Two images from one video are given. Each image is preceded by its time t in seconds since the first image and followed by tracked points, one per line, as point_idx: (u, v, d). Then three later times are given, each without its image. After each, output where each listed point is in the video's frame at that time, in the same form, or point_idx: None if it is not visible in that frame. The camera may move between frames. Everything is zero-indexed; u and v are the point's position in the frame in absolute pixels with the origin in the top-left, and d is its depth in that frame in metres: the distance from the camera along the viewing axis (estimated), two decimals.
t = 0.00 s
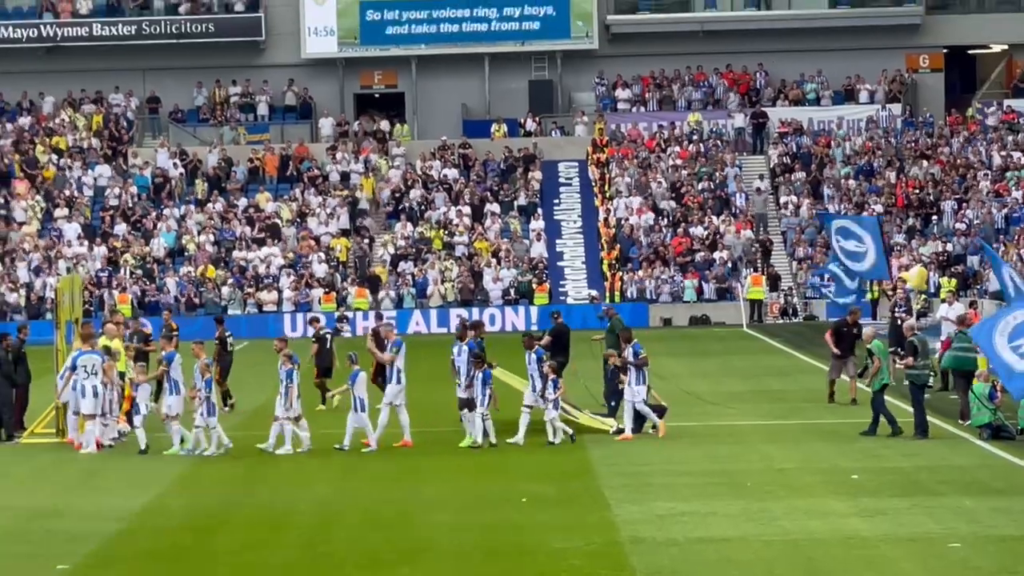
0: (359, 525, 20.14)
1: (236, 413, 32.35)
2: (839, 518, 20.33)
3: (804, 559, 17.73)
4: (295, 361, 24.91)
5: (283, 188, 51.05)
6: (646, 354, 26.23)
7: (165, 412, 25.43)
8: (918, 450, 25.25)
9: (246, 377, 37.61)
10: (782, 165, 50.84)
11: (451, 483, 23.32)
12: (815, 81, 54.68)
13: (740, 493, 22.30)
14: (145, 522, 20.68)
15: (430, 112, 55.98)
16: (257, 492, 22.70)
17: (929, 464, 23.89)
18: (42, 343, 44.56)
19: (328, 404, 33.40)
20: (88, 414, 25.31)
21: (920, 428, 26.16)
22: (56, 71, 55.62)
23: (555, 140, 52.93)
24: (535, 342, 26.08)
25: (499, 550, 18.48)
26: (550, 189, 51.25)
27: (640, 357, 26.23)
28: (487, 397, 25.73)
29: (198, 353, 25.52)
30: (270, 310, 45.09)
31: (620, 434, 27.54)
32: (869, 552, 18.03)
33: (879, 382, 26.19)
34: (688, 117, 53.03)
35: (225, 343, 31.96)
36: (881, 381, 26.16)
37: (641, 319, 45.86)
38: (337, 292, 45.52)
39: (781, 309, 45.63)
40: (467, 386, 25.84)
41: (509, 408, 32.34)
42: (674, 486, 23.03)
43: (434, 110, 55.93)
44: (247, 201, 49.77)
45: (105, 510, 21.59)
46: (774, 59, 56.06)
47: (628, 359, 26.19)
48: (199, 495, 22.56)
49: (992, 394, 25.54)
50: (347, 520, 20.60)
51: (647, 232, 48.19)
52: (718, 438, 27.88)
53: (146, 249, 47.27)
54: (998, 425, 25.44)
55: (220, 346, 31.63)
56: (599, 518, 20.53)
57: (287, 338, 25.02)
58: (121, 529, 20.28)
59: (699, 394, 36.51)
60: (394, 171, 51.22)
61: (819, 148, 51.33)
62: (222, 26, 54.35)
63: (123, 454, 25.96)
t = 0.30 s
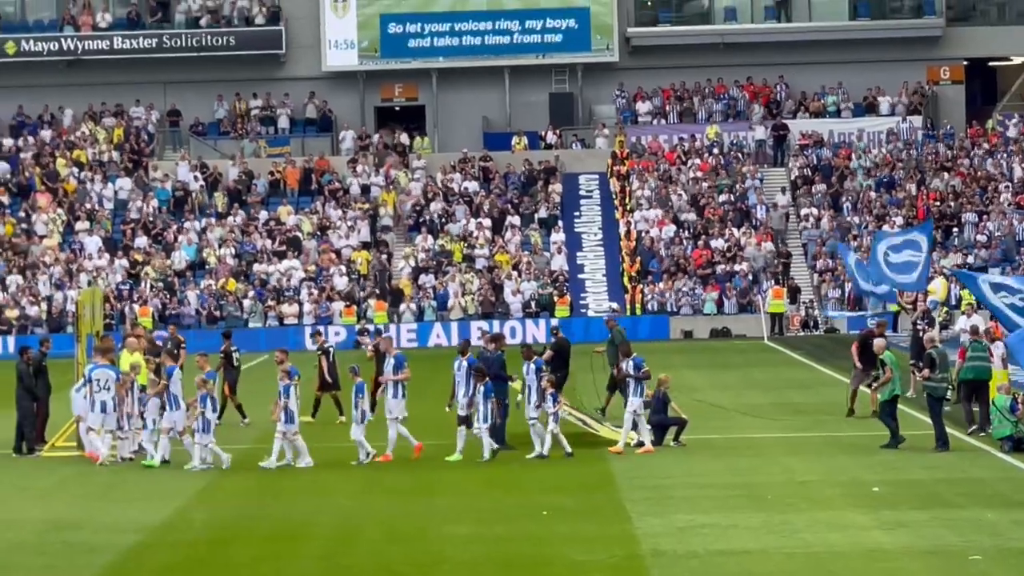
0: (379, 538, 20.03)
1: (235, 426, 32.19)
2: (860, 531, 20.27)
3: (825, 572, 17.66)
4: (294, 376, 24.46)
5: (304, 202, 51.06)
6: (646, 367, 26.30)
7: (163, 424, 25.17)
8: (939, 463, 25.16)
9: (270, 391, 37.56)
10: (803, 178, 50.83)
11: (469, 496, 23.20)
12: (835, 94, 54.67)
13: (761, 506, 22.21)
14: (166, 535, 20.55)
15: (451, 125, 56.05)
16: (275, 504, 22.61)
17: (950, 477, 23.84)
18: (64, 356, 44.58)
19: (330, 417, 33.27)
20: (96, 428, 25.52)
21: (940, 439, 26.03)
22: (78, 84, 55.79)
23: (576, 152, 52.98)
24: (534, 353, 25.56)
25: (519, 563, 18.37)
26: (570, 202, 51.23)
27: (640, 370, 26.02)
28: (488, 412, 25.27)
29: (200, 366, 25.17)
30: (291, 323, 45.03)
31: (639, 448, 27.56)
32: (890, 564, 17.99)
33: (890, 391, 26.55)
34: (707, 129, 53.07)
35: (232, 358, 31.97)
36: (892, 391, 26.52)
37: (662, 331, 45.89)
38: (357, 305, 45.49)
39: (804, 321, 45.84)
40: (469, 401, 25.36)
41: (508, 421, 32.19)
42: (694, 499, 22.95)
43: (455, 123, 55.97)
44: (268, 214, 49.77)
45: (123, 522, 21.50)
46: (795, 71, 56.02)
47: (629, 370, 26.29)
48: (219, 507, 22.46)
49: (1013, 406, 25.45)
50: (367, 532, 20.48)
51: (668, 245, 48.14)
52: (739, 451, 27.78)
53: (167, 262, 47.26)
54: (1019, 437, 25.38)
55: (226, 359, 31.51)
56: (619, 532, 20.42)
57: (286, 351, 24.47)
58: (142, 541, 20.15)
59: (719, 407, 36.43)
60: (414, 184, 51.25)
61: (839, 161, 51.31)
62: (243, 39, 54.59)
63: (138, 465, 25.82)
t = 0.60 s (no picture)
0: (400, 549, 19.70)
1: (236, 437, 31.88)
2: (880, 543, 20.05)
3: None
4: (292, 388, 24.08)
5: (323, 214, 51.10)
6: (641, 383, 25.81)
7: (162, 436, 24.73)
8: (959, 475, 24.95)
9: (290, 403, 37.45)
10: (822, 190, 50.82)
11: (486, 507, 22.91)
12: (854, 105, 54.72)
13: (780, 518, 21.97)
14: (186, 546, 20.21)
15: (470, 137, 56.27)
16: (295, 516, 22.24)
17: (968, 489, 23.69)
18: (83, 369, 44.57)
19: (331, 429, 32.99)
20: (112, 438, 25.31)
21: (957, 452, 25.81)
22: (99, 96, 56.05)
23: (595, 165, 53.08)
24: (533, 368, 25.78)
25: None
26: (589, 214, 51.24)
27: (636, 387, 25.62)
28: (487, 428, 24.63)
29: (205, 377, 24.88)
30: (310, 334, 44.93)
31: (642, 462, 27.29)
32: None
33: (897, 406, 26.22)
34: (725, 141, 53.19)
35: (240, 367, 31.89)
36: (900, 405, 26.21)
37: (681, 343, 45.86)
38: (376, 317, 45.44)
39: (822, 333, 45.79)
40: (467, 415, 24.76)
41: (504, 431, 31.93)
42: (713, 510, 22.72)
43: (474, 135, 56.20)
44: (288, 227, 49.80)
45: (141, 535, 21.09)
46: (814, 83, 56.17)
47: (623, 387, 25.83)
48: (237, 519, 22.15)
49: None
50: (388, 544, 20.14)
51: (687, 256, 48.11)
52: (758, 463, 27.57)
53: (187, 274, 47.24)
54: None
55: (232, 370, 31.24)
56: (639, 543, 20.13)
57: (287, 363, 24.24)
58: (163, 553, 19.80)
59: (734, 418, 36.28)
60: (433, 196, 51.29)
61: (859, 173, 51.32)
62: (262, 51, 54.77)
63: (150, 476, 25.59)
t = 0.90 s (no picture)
0: (416, 556, 19.57)
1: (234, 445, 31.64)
2: (895, 550, 19.93)
3: None
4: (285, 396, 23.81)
5: (339, 221, 51.18)
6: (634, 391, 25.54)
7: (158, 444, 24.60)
8: (975, 483, 24.84)
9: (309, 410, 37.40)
10: (838, 197, 50.82)
11: (503, 514, 22.78)
12: (870, 112, 54.79)
13: (796, 525, 21.84)
14: (202, 552, 20.09)
15: (486, 144, 56.33)
16: (311, 523, 22.11)
17: (983, 496, 23.61)
18: (99, 376, 44.58)
19: (331, 436, 32.81)
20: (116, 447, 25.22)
21: (964, 460, 25.81)
22: (115, 103, 56.22)
23: (611, 171, 53.07)
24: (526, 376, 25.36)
25: None
26: (605, 221, 51.24)
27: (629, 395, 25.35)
28: (481, 431, 24.62)
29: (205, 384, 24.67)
30: (327, 341, 44.88)
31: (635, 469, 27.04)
32: None
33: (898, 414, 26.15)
34: (739, 148, 53.29)
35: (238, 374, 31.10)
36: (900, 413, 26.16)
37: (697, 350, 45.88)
38: (392, 323, 45.39)
39: (838, 340, 45.77)
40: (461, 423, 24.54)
41: (499, 438, 31.80)
42: (729, 517, 22.59)
43: (491, 142, 56.26)
44: (304, 233, 49.83)
45: (157, 541, 20.94)
46: (830, 90, 56.26)
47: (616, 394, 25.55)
48: (252, 525, 22.02)
49: None
50: (403, 550, 20.01)
51: (704, 263, 48.07)
52: (774, 470, 27.46)
53: (204, 281, 47.20)
54: None
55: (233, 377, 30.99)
56: (655, 551, 20.00)
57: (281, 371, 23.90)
58: (180, 559, 19.69)
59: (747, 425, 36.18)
60: (449, 203, 51.31)
61: (875, 180, 51.33)
62: (277, 58, 54.82)
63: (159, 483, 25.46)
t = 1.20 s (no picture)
0: (426, 558, 19.52)
1: (233, 445, 31.58)
2: (906, 553, 19.89)
3: None
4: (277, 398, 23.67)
5: (349, 222, 51.26)
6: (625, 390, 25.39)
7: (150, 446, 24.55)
8: (986, 485, 24.80)
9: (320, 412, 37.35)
10: (848, 199, 50.81)
11: (514, 516, 22.73)
12: (881, 115, 54.79)
13: (806, 527, 21.79)
14: (213, 553, 20.03)
15: (498, 145, 56.46)
16: (322, 524, 22.06)
17: (993, 499, 23.56)
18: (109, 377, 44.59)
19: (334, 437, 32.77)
20: (119, 446, 25.32)
21: (969, 463, 25.80)
22: (125, 104, 56.28)
23: (621, 173, 53.03)
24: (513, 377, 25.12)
25: None
26: (616, 223, 51.25)
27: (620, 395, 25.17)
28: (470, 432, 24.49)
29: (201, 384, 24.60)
30: (337, 342, 44.80)
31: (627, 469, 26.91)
32: None
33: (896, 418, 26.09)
34: (748, 151, 53.35)
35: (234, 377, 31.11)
36: (898, 417, 26.12)
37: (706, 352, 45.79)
38: (403, 325, 45.40)
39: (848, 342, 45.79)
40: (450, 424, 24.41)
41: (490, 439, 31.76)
42: (739, 519, 22.55)
43: (502, 142, 56.40)
44: (315, 235, 49.84)
45: (167, 543, 20.87)
46: (841, 92, 56.31)
47: (606, 395, 25.39)
48: (261, 527, 21.96)
49: None
50: (413, 552, 19.97)
51: (715, 265, 48.05)
52: (784, 473, 27.40)
53: (215, 282, 47.20)
54: None
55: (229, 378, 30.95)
56: (665, 553, 19.95)
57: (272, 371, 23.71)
58: (190, 561, 19.64)
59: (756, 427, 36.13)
60: (459, 205, 51.33)
61: (886, 182, 51.33)
62: (289, 59, 54.79)
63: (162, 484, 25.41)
